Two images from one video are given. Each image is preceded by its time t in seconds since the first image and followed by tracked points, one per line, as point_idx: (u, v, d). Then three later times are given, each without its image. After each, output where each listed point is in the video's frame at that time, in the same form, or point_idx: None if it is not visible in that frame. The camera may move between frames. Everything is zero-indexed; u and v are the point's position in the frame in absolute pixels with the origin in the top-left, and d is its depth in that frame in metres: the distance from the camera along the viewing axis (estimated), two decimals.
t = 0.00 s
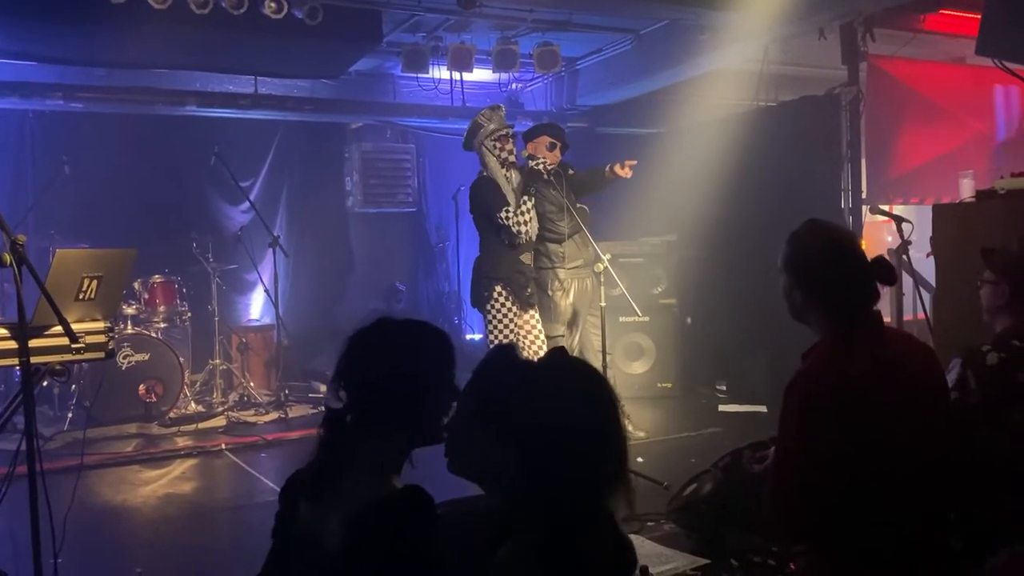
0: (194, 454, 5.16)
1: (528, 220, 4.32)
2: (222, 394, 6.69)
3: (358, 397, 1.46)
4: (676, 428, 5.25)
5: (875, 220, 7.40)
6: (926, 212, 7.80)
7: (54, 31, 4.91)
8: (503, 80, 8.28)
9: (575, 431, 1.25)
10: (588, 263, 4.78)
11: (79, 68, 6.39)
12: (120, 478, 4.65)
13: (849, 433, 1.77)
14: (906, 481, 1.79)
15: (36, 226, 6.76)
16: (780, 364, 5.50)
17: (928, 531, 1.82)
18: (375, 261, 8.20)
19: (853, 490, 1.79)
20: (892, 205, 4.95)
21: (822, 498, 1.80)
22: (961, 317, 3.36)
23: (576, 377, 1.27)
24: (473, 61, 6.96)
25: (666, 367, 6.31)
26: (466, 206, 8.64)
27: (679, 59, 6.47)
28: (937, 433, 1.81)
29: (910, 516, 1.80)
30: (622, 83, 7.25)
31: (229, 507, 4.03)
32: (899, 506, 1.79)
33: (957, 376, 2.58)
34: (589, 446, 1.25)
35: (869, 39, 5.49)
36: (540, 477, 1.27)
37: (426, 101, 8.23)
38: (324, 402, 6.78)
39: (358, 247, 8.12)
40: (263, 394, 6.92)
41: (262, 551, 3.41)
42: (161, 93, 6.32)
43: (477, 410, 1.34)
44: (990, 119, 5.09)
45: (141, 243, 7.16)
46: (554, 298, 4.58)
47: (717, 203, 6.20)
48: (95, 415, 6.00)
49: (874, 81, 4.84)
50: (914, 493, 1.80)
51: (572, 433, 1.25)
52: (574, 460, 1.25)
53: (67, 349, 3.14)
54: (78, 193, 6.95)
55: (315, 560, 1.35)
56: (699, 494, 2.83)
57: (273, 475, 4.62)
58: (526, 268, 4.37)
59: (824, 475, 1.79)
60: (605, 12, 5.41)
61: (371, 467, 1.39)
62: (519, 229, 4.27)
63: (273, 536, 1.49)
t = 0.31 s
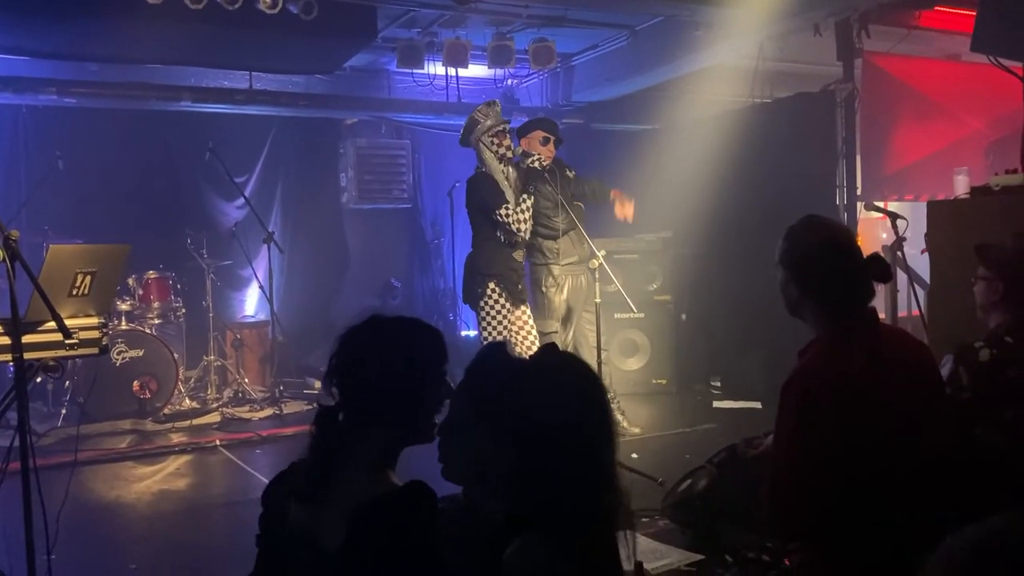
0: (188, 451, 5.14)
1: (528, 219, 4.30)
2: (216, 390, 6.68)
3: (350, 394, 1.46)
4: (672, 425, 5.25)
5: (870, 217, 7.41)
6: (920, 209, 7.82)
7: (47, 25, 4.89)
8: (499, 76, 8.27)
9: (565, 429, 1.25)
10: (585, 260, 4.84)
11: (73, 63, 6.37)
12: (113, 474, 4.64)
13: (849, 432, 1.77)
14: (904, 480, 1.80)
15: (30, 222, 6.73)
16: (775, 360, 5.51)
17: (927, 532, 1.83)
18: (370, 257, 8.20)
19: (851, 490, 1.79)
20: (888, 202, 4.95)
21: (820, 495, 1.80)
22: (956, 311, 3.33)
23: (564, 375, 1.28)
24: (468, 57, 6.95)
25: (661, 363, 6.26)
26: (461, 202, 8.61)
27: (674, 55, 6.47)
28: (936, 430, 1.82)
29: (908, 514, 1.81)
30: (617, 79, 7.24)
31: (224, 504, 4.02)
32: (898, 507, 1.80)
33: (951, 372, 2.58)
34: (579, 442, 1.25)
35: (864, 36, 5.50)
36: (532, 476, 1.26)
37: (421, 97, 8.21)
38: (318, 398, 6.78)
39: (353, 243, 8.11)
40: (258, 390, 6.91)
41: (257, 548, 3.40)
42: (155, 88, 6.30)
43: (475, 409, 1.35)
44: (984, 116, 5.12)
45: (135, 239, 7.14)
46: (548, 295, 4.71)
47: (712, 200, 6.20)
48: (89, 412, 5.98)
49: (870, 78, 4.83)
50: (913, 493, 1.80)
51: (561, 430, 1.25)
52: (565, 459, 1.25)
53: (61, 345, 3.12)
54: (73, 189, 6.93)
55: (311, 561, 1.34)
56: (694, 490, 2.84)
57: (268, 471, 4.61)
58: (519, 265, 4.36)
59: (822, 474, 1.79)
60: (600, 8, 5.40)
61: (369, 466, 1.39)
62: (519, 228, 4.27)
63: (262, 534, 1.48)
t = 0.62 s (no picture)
0: (181, 446, 5.13)
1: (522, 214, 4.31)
2: (209, 385, 6.66)
3: (340, 387, 1.46)
4: (666, 420, 5.25)
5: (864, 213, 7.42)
6: (913, 205, 7.83)
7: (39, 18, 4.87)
8: (492, 71, 8.25)
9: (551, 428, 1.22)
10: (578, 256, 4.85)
11: (65, 57, 6.34)
12: (106, 469, 4.62)
13: (845, 432, 1.78)
14: (902, 479, 1.80)
15: (21, 216, 6.70)
16: (769, 355, 5.52)
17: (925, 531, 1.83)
18: (364, 251, 8.18)
19: (849, 490, 1.79)
20: (881, 198, 4.96)
21: (817, 495, 1.80)
22: (951, 305, 3.32)
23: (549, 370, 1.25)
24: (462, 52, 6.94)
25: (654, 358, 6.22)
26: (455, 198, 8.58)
27: (669, 51, 6.47)
28: (931, 428, 1.82)
29: (905, 514, 1.81)
30: (612, 75, 7.24)
31: (217, 499, 4.01)
32: (895, 506, 1.80)
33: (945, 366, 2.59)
34: (565, 440, 1.22)
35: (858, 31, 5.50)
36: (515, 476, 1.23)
37: (415, 92, 8.19)
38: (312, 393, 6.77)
39: (347, 237, 8.09)
40: (251, 385, 6.89)
41: (251, 543, 3.40)
42: (148, 82, 6.28)
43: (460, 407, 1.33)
44: (978, 113, 5.11)
45: (128, 233, 7.11)
46: (540, 289, 4.73)
47: (706, 195, 6.20)
48: (81, 407, 5.96)
49: (864, 74, 4.83)
50: (910, 491, 1.80)
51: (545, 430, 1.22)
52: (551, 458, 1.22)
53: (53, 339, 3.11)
54: (65, 183, 6.90)
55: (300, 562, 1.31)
56: (687, 484, 2.84)
57: (261, 466, 4.61)
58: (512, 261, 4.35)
59: (819, 474, 1.80)
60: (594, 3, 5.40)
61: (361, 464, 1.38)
62: (514, 223, 4.27)
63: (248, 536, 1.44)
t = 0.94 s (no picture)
0: (174, 441, 5.13)
1: (509, 209, 4.30)
2: (203, 380, 6.67)
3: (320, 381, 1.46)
4: (660, 415, 5.27)
5: (857, 209, 7.44)
6: (907, 202, 7.86)
7: (30, 13, 4.86)
8: (486, 67, 8.23)
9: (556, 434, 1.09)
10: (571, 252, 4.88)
11: (58, 52, 6.32)
12: (100, 465, 4.62)
13: (841, 428, 1.79)
14: (894, 475, 1.81)
15: (14, 212, 6.69)
16: (762, 351, 5.54)
17: (920, 527, 1.84)
18: (358, 246, 8.18)
19: (843, 486, 1.81)
20: (874, 194, 4.96)
21: (810, 488, 1.82)
22: (942, 302, 3.33)
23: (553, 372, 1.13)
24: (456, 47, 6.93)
25: (648, 354, 6.24)
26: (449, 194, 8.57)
27: (663, 47, 6.47)
28: (925, 424, 1.82)
29: (899, 513, 1.82)
30: (606, 70, 7.24)
31: (211, 494, 4.02)
32: (888, 501, 1.81)
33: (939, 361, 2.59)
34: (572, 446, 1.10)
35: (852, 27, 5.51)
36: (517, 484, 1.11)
37: (409, 87, 8.18)
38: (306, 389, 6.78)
39: (341, 233, 8.08)
40: (245, 381, 6.89)
41: (244, 538, 3.41)
42: (141, 77, 6.26)
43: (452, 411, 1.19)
44: (968, 110, 5.15)
45: (121, 229, 7.11)
46: (533, 285, 4.75)
47: (699, 190, 6.22)
48: (74, 402, 5.95)
49: (857, 70, 4.84)
50: (905, 490, 1.81)
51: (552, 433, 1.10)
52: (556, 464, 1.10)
53: (46, 335, 3.11)
54: (58, 178, 6.88)
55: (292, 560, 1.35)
56: (680, 480, 2.86)
57: (255, 462, 4.61)
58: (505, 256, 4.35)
59: (813, 467, 1.81)
60: None
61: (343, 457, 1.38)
62: (500, 218, 4.26)
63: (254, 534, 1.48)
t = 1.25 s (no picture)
0: (167, 437, 5.12)
1: (498, 202, 4.31)
2: (195, 376, 6.65)
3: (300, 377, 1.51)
4: (653, 411, 5.28)
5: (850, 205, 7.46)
6: (899, 198, 7.88)
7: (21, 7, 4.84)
8: (480, 62, 8.22)
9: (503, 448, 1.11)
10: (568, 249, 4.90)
11: (49, 46, 6.29)
12: (92, 460, 4.61)
13: (842, 428, 1.80)
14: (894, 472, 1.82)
15: (5, 207, 6.66)
16: (755, 346, 5.56)
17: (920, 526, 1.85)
18: (351, 242, 8.18)
19: (841, 485, 1.82)
20: (867, 191, 4.97)
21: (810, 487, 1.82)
22: (933, 298, 3.32)
23: (482, 374, 1.16)
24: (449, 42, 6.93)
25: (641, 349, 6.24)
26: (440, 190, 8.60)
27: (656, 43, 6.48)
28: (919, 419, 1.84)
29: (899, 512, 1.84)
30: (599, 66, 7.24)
31: (203, 489, 4.02)
32: (889, 499, 1.82)
33: (929, 356, 2.60)
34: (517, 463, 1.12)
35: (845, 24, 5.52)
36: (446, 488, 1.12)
37: (402, 83, 8.16)
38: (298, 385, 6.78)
39: (334, 229, 8.08)
40: (238, 376, 6.88)
41: (236, 533, 3.41)
42: (133, 72, 6.24)
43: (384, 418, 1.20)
44: (961, 105, 5.16)
45: (113, 224, 7.09)
46: (529, 279, 4.79)
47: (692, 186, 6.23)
48: (66, 398, 5.94)
49: (849, 67, 4.83)
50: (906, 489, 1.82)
51: (484, 439, 1.11)
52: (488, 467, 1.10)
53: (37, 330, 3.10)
54: (49, 173, 6.85)
55: None
56: (672, 476, 2.84)
57: (247, 457, 4.60)
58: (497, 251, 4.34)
59: (812, 467, 1.82)
60: None
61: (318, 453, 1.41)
62: (489, 210, 4.27)
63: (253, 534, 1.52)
